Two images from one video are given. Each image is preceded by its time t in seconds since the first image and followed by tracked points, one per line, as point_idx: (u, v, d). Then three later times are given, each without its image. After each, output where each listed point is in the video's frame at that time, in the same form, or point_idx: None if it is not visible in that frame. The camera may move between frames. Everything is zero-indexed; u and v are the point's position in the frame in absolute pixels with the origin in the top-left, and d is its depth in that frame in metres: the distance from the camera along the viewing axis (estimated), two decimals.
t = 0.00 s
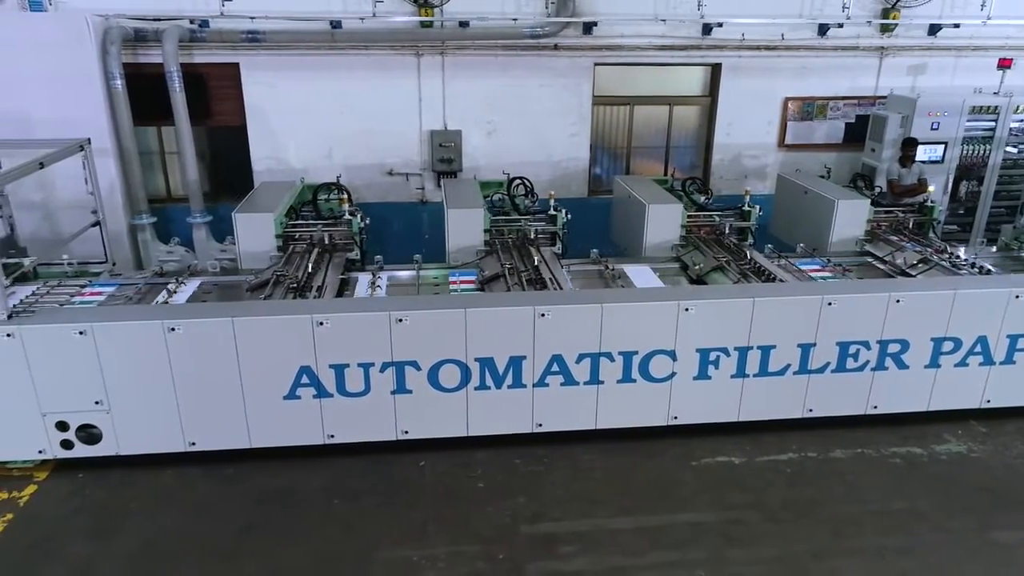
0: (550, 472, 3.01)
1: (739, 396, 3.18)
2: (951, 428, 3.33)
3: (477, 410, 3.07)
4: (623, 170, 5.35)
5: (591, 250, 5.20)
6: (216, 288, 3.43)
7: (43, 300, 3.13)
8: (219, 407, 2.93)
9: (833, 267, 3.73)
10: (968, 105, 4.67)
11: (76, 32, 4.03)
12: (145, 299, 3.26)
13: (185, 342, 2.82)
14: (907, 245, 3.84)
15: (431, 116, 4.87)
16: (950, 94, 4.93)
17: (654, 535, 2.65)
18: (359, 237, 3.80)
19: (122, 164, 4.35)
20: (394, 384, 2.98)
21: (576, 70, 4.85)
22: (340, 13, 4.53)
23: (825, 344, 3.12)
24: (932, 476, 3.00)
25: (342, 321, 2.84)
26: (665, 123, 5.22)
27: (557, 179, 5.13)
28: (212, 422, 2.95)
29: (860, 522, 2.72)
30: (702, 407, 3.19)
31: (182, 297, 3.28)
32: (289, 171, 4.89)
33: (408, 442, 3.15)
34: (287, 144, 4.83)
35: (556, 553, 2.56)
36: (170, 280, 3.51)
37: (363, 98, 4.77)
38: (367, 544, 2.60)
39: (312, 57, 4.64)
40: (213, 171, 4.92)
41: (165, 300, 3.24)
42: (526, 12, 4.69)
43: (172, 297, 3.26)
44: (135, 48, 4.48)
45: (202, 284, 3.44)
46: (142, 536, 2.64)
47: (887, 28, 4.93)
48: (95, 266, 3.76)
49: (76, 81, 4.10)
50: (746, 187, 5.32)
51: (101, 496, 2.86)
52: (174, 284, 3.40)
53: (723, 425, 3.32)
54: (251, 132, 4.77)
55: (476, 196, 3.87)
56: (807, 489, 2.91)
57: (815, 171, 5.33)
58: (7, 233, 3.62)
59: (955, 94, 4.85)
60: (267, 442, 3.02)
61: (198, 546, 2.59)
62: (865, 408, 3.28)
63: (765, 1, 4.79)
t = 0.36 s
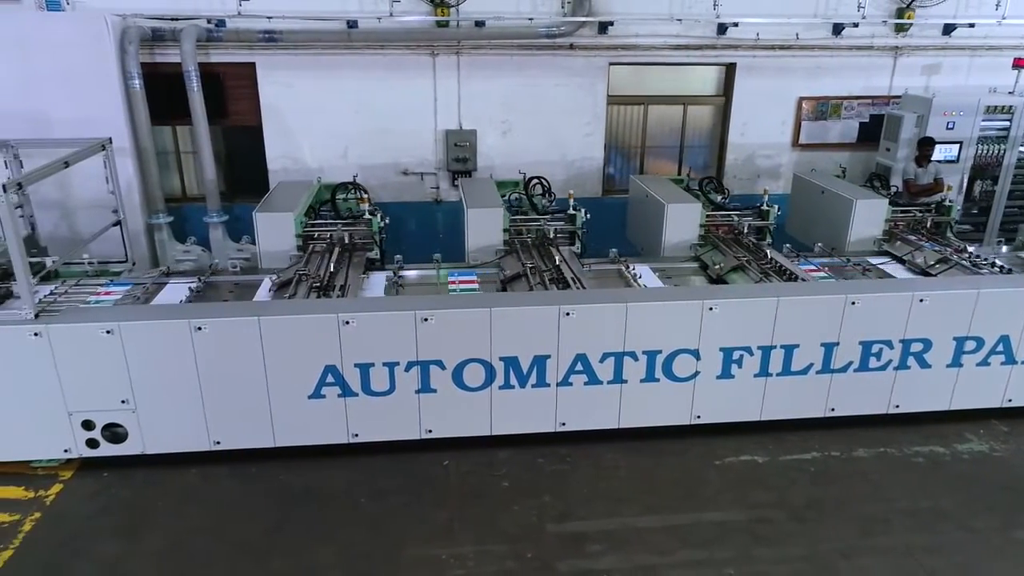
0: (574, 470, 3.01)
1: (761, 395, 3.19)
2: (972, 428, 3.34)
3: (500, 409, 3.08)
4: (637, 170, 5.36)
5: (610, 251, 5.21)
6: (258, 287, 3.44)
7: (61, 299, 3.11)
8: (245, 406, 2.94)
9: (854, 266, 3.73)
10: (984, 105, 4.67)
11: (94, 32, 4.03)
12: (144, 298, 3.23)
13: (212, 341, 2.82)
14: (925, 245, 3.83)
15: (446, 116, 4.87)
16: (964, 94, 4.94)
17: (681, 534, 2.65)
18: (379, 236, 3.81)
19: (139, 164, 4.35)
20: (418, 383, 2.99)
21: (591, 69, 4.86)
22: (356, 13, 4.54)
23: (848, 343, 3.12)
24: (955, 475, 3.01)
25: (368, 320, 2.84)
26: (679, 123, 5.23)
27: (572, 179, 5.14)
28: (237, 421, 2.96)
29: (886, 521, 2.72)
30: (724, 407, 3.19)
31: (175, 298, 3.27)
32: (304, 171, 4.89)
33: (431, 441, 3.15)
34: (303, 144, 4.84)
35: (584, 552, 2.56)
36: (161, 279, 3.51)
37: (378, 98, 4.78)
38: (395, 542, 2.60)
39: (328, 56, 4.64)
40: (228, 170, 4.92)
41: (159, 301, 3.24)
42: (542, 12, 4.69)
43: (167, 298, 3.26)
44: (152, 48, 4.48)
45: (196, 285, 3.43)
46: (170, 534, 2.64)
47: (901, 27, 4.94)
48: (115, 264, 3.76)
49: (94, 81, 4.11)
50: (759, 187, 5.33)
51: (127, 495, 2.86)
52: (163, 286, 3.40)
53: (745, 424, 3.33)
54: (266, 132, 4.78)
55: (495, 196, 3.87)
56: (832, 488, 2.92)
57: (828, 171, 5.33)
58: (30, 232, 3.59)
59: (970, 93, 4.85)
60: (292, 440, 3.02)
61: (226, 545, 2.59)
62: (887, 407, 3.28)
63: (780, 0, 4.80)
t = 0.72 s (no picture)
0: (599, 470, 3.02)
1: (785, 394, 3.19)
2: (995, 427, 3.34)
3: (525, 409, 3.08)
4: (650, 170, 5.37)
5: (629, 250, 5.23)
6: (261, 285, 3.40)
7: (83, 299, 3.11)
8: (270, 406, 2.94)
9: (875, 266, 3.71)
10: (1000, 105, 4.68)
11: (113, 32, 4.03)
12: (143, 298, 3.22)
13: (239, 340, 2.83)
14: (945, 245, 3.82)
15: (462, 116, 4.88)
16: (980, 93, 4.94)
17: (710, 533, 2.66)
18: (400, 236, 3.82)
19: (157, 163, 4.36)
20: (444, 382, 2.99)
21: (606, 69, 4.86)
22: (373, 13, 4.54)
23: (872, 343, 3.12)
24: (980, 474, 3.01)
25: (395, 319, 2.85)
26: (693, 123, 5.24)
27: (586, 179, 5.14)
28: (262, 420, 2.96)
29: (914, 521, 2.73)
30: (748, 406, 3.19)
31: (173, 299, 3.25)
32: (320, 171, 4.89)
33: (455, 441, 3.15)
34: (319, 144, 4.84)
35: (614, 551, 2.56)
36: (161, 279, 3.49)
37: (394, 97, 4.78)
38: (424, 541, 2.60)
39: (345, 56, 4.64)
40: (244, 170, 4.93)
41: (159, 300, 3.23)
42: (558, 11, 4.69)
43: (166, 298, 3.25)
44: (168, 48, 4.48)
45: (195, 285, 3.42)
46: (199, 534, 2.65)
47: (916, 27, 4.94)
48: (135, 264, 3.75)
49: (112, 80, 4.10)
50: (774, 187, 5.33)
51: (154, 494, 2.86)
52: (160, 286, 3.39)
53: (768, 423, 3.33)
54: (282, 132, 4.78)
55: (514, 196, 3.88)
56: (858, 487, 2.92)
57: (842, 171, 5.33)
58: (53, 232, 3.75)
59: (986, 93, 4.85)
60: (318, 439, 3.03)
61: (256, 544, 2.59)
62: (910, 407, 3.28)
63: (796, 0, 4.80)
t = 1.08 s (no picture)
0: (626, 469, 3.02)
1: (810, 394, 3.19)
2: (1019, 426, 3.34)
3: (551, 408, 3.08)
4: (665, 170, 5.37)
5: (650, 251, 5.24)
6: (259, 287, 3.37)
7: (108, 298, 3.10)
8: (298, 405, 2.94)
9: (896, 266, 3.71)
10: (1016, 105, 4.69)
11: (132, 32, 4.04)
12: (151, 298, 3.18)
13: (267, 340, 2.83)
14: (965, 245, 3.83)
15: (479, 115, 4.88)
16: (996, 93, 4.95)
17: (740, 532, 2.66)
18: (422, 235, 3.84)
19: (176, 163, 4.36)
20: (471, 382, 2.99)
21: (623, 68, 4.86)
22: (391, 13, 4.54)
23: (897, 342, 3.13)
24: (1006, 473, 3.01)
25: (423, 319, 2.85)
26: (709, 123, 5.24)
27: (602, 179, 5.14)
28: (290, 420, 2.96)
29: (942, 520, 2.73)
30: (773, 406, 3.20)
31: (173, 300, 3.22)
32: (337, 171, 4.90)
33: (481, 441, 3.16)
34: (336, 143, 4.84)
35: (645, 550, 2.57)
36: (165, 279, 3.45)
37: (410, 97, 4.78)
38: (455, 541, 2.60)
39: (362, 55, 4.64)
40: (261, 170, 4.93)
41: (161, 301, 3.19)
42: (575, 11, 4.69)
43: (168, 299, 3.21)
44: (186, 48, 4.48)
45: (195, 286, 3.39)
46: (229, 533, 2.65)
47: (932, 27, 4.94)
48: (158, 264, 3.75)
49: (130, 81, 4.11)
50: (789, 186, 5.33)
51: (182, 494, 2.87)
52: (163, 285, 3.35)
53: (792, 423, 3.33)
54: (299, 132, 4.78)
55: (533, 195, 3.88)
56: (885, 487, 2.92)
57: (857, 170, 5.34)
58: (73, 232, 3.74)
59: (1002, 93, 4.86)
60: (344, 439, 3.03)
61: (287, 543, 2.60)
62: (934, 406, 3.29)
63: None
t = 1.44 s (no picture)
0: (653, 468, 3.03)
1: (835, 393, 3.20)
2: None
3: (578, 408, 3.08)
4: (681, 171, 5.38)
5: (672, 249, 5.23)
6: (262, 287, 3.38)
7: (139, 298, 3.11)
8: (326, 405, 2.95)
9: (918, 266, 3.71)
10: None
11: (153, 32, 4.04)
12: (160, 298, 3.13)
13: (297, 339, 2.83)
14: (987, 245, 3.83)
15: (496, 115, 4.88)
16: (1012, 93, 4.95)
17: (770, 531, 2.67)
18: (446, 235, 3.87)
19: (195, 163, 4.37)
20: (498, 381, 2.99)
21: (640, 68, 4.86)
22: (409, 12, 4.54)
23: (923, 342, 3.13)
24: None
25: (452, 318, 2.85)
26: (725, 123, 5.25)
27: (618, 179, 5.15)
28: (318, 419, 2.97)
29: (972, 520, 2.73)
30: (798, 405, 3.20)
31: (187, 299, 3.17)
32: (354, 171, 4.90)
33: (507, 440, 3.16)
34: (353, 143, 4.84)
35: (677, 549, 2.57)
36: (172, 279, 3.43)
37: (428, 97, 4.79)
38: (487, 540, 2.61)
39: (380, 55, 4.64)
40: (278, 170, 4.94)
41: (172, 300, 3.15)
42: (593, 11, 4.69)
43: (179, 298, 3.17)
44: (204, 48, 4.48)
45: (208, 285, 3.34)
46: (261, 532, 2.66)
47: (949, 27, 4.94)
48: (181, 264, 3.75)
49: (150, 81, 4.12)
50: (804, 186, 5.34)
51: (211, 493, 2.87)
52: (173, 285, 3.31)
53: (816, 422, 3.34)
54: (317, 132, 4.79)
55: (555, 195, 3.90)
56: (913, 486, 2.93)
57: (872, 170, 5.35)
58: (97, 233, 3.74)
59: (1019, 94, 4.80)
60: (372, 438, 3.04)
61: (319, 542, 2.60)
62: (959, 406, 3.29)
63: None
